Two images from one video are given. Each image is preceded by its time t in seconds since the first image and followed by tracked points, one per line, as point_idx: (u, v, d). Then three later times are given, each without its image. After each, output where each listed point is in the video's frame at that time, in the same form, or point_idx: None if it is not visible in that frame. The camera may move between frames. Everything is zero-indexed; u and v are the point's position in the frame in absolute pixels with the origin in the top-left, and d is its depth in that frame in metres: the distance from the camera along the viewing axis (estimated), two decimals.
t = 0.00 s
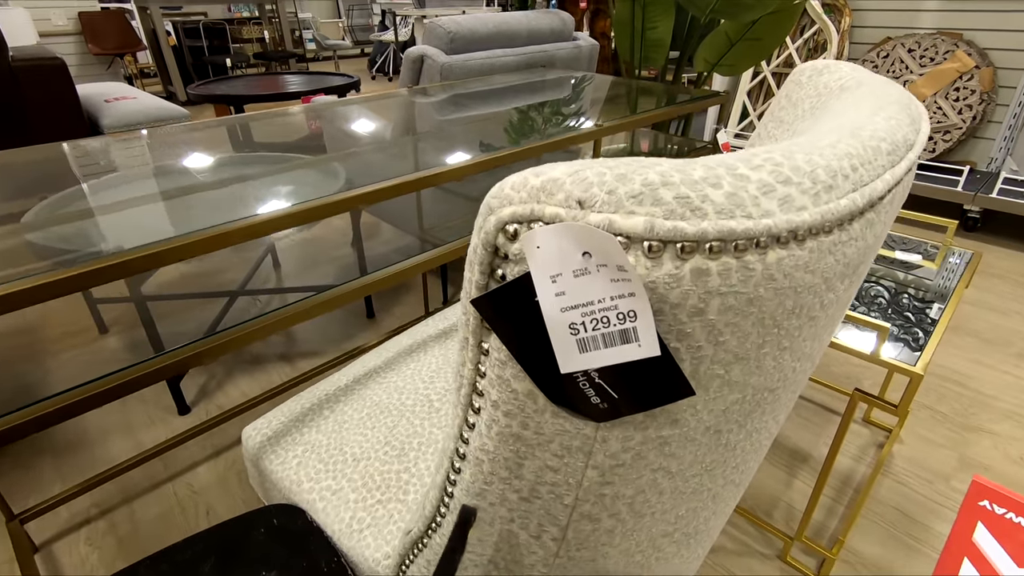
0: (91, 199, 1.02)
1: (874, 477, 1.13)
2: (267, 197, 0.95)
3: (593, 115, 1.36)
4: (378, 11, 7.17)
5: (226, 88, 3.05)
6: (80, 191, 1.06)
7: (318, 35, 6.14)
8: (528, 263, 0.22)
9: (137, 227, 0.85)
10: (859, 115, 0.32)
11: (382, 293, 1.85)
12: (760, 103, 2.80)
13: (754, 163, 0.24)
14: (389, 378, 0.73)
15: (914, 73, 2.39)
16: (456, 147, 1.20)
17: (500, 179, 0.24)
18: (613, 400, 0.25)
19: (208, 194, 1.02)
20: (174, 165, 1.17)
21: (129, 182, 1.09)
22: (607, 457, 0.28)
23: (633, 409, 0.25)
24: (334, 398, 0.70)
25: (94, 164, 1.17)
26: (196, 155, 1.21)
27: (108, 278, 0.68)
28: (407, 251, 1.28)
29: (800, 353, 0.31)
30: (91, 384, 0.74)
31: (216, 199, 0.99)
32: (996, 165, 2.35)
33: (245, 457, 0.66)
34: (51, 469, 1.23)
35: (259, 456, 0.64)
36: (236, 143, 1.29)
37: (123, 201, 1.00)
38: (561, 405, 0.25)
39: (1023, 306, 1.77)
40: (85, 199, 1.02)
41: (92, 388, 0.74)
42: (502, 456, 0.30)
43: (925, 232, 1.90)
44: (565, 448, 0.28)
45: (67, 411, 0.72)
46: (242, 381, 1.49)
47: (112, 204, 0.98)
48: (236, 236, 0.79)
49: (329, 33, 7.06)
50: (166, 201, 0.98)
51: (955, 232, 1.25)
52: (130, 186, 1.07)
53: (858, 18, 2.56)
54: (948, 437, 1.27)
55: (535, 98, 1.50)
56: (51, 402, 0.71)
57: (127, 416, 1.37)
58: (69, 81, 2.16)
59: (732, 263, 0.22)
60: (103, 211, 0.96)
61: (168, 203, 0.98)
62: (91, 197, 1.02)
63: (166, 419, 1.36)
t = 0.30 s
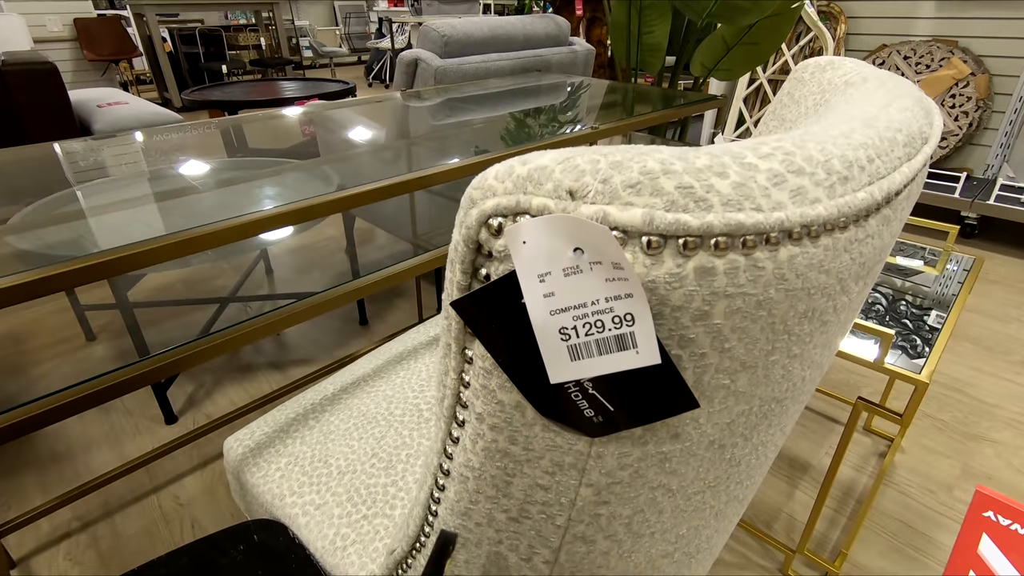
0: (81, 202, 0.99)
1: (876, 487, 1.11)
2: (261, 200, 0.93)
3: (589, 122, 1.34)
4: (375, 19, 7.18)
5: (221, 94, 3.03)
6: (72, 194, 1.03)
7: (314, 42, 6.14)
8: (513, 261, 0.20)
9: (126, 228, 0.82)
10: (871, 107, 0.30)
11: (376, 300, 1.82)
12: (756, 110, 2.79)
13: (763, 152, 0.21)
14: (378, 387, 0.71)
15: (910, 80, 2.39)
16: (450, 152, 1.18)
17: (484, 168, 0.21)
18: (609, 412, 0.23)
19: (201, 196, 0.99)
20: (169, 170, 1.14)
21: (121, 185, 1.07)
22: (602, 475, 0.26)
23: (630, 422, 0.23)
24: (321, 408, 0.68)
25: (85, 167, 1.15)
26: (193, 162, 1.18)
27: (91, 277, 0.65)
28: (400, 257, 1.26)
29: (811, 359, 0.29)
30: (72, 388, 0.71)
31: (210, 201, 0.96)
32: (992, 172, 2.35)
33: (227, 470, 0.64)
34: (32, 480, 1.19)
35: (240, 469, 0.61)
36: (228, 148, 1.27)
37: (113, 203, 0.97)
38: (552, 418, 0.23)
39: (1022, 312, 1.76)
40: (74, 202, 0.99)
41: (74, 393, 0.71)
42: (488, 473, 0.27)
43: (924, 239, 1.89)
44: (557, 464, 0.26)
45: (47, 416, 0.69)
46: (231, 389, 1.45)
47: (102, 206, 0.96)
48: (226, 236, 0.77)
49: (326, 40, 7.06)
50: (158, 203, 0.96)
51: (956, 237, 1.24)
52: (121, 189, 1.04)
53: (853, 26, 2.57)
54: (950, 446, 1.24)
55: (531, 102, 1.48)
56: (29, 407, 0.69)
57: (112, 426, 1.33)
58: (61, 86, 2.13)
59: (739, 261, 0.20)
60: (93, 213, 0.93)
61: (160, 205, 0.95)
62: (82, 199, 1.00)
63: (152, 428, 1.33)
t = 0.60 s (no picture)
0: (75, 202, 0.98)
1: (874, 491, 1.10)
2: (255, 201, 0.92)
3: (586, 125, 1.34)
4: (372, 22, 7.19)
5: (217, 95, 3.02)
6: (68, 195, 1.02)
7: (311, 45, 6.14)
8: (508, 260, 0.20)
9: (121, 229, 0.82)
10: (871, 107, 0.30)
11: (372, 302, 1.82)
12: (753, 115, 2.80)
13: (763, 149, 0.21)
14: (372, 391, 0.70)
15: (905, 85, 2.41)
16: (446, 154, 1.18)
17: (478, 165, 0.21)
18: (606, 416, 0.22)
19: (196, 197, 0.98)
20: (164, 171, 1.13)
21: (116, 186, 1.06)
22: (599, 480, 0.25)
23: (627, 426, 0.22)
24: (314, 411, 0.67)
25: (80, 168, 1.13)
26: (189, 164, 1.17)
27: (83, 276, 0.64)
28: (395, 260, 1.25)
29: (812, 362, 0.28)
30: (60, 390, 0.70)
31: (206, 202, 0.96)
32: (986, 177, 2.36)
33: (219, 474, 0.63)
34: (22, 484, 1.18)
35: (232, 473, 0.61)
36: (223, 149, 1.26)
37: (107, 204, 0.96)
38: (548, 421, 0.22)
39: (1017, 317, 1.76)
40: (68, 202, 0.98)
41: (62, 395, 0.70)
42: (482, 478, 0.27)
43: (920, 243, 1.89)
44: (552, 468, 0.25)
45: (35, 418, 0.68)
46: (225, 392, 1.44)
47: (96, 207, 0.95)
48: (221, 236, 0.76)
49: (323, 43, 7.05)
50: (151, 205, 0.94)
51: (952, 242, 1.24)
52: (115, 190, 1.04)
53: (849, 32, 2.58)
54: (947, 450, 1.24)
55: (529, 105, 1.48)
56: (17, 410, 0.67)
57: (103, 429, 1.32)
58: (56, 87, 2.12)
59: (740, 260, 0.19)
60: (86, 213, 0.92)
61: (154, 206, 0.94)
62: (76, 199, 0.99)
63: (144, 431, 1.31)
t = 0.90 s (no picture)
0: (70, 203, 0.97)
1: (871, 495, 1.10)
2: (252, 202, 0.91)
3: (584, 128, 1.34)
4: (371, 23, 7.19)
5: (214, 96, 3.00)
6: (64, 195, 1.01)
7: (309, 46, 6.13)
8: (505, 265, 0.19)
9: (117, 229, 0.81)
10: (872, 111, 0.30)
11: (369, 304, 1.81)
12: (751, 118, 2.80)
13: (764, 154, 0.21)
14: (368, 394, 0.70)
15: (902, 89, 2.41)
16: (444, 156, 1.17)
17: (476, 169, 0.21)
18: (604, 423, 0.22)
19: (193, 198, 0.98)
20: (161, 172, 1.12)
21: (113, 186, 1.05)
22: (597, 488, 0.25)
23: (626, 434, 0.22)
24: (310, 413, 0.66)
25: (76, 168, 1.13)
26: (186, 164, 1.17)
27: (81, 277, 0.64)
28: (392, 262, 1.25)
29: (812, 368, 0.28)
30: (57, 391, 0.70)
31: (202, 202, 0.95)
32: (982, 181, 2.37)
33: (213, 477, 0.62)
34: (15, 486, 1.17)
35: (227, 476, 0.60)
36: (220, 150, 1.26)
37: (104, 204, 0.96)
38: (545, 429, 0.22)
39: (1014, 320, 1.76)
40: (64, 202, 0.97)
41: (60, 396, 0.70)
42: (479, 485, 0.26)
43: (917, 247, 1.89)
44: (549, 475, 0.25)
45: (31, 420, 0.67)
46: (221, 393, 1.44)
47: (92, 207, 0.94)
48: (220, 237, 0.76)
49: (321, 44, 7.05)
50: (146, 205, 0.94)
51: (950, 246, 1.24)
52: (111, 190, 1.03)
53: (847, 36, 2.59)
54: (944, 454, 1.24)
55: (527, 107, 1.48)
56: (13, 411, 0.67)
57: (98, 430, 1.31)
58: (53, 87, 2.11)
59: (740, 268, 0.19)
60: (80, 214, 0.91)
61: (150, 207, 0.94)
62: (72, 200, 0.98)
63: (139, 433, 1.30)
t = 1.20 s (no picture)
0: (68, 204, 0.97)
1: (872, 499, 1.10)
2: (253, 203, 0.91)
3: (584, 129, 1.34)
4: (371, 23, 7.19)
5: (214, 96, 3.00)
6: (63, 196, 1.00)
7: (309, 46, 6.13)
8: (512, 275, 0.19)
9: (117, 230, 0.81)
10: (882, 117, 0.30)
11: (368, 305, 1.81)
12: (751, 120, 2.80)
13: (776, 162, 0.20)
14: (368, 397, 0.69)
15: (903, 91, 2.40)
16: (444, 157, 1.17)
17: (481, 176, 0.20)
18: (612, 436, 0.21)
19: (194, 199, 0.97)
20: (160, 173, 1.12)
21: (113, 187, 1.05)
22: (603, 499, 0.25)
23: (634, 447, 0.21)
24: (309, 417, 0.66)
25: (74, 168, 1.12)
26: (185, 164, 1.16)
27: (85, 279, 0.64)
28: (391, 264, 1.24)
29: (819, 378, 0.28)
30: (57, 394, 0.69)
31: (202, 204, 0.94)
32: (982, 183, 2.37)
33: (211, 481, 0.62)
34: (12, 488, 1.16)
35: (225, 481, 0.60)
36: (220, 151, 1.25)
37: (104, 205, 0.95)
38: (549, 439, 0.22)
39: (1015, 323, 1.76)
40: (64, 203, 0.97)
41: (59, 400, 0.69)
42: (483, 496, 0.26)
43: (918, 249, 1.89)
44: (552, 487, 0.24)
45: (30, 423, 0.67)
46: (220, 394, 1.43)
47: (92, 208, 0.94)
48: (222, 240, 0.76)
49: (321, 44, 7.05)
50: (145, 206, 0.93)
51: (951, 249, 1.24)
52: (109, 191, 1.02)
53: (847, 37, 2.59)
54: (945, 458, 1.24)
55: (528, 109, 1.47)
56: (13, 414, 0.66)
57: (96, 432, 1.30)
58: (52, 86, 2.10)
59: (752, 277, 0.19)
60: (78, 215, 0.90)
61: (148, 208, 0.93)
62: (72, 200, 0.98)
63: (138, 435, 1.30)
